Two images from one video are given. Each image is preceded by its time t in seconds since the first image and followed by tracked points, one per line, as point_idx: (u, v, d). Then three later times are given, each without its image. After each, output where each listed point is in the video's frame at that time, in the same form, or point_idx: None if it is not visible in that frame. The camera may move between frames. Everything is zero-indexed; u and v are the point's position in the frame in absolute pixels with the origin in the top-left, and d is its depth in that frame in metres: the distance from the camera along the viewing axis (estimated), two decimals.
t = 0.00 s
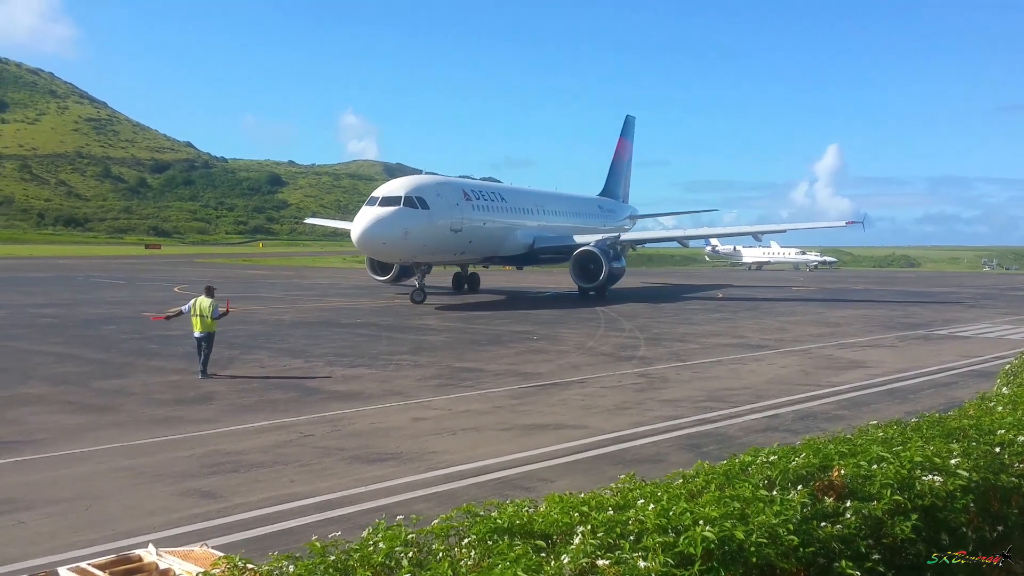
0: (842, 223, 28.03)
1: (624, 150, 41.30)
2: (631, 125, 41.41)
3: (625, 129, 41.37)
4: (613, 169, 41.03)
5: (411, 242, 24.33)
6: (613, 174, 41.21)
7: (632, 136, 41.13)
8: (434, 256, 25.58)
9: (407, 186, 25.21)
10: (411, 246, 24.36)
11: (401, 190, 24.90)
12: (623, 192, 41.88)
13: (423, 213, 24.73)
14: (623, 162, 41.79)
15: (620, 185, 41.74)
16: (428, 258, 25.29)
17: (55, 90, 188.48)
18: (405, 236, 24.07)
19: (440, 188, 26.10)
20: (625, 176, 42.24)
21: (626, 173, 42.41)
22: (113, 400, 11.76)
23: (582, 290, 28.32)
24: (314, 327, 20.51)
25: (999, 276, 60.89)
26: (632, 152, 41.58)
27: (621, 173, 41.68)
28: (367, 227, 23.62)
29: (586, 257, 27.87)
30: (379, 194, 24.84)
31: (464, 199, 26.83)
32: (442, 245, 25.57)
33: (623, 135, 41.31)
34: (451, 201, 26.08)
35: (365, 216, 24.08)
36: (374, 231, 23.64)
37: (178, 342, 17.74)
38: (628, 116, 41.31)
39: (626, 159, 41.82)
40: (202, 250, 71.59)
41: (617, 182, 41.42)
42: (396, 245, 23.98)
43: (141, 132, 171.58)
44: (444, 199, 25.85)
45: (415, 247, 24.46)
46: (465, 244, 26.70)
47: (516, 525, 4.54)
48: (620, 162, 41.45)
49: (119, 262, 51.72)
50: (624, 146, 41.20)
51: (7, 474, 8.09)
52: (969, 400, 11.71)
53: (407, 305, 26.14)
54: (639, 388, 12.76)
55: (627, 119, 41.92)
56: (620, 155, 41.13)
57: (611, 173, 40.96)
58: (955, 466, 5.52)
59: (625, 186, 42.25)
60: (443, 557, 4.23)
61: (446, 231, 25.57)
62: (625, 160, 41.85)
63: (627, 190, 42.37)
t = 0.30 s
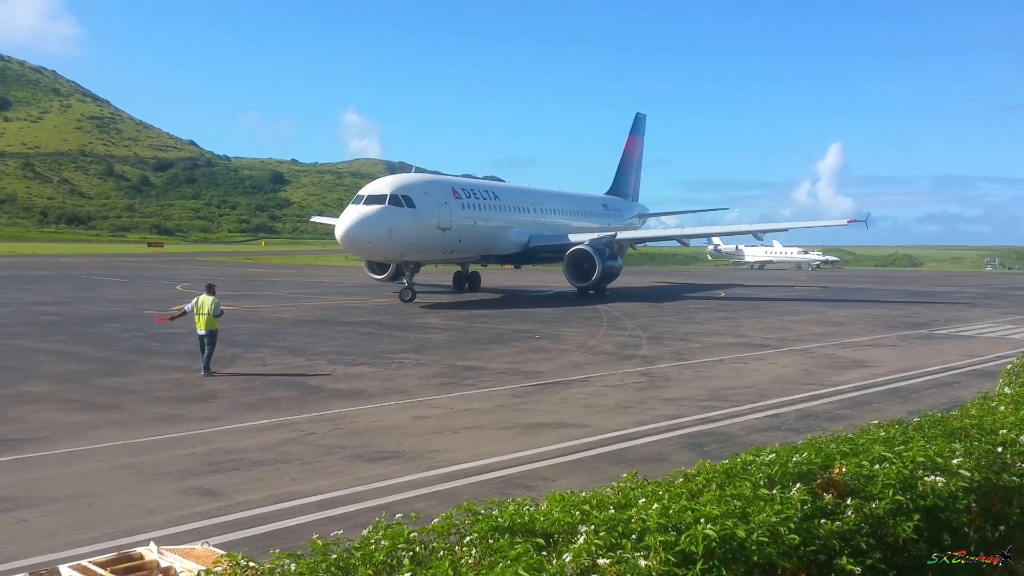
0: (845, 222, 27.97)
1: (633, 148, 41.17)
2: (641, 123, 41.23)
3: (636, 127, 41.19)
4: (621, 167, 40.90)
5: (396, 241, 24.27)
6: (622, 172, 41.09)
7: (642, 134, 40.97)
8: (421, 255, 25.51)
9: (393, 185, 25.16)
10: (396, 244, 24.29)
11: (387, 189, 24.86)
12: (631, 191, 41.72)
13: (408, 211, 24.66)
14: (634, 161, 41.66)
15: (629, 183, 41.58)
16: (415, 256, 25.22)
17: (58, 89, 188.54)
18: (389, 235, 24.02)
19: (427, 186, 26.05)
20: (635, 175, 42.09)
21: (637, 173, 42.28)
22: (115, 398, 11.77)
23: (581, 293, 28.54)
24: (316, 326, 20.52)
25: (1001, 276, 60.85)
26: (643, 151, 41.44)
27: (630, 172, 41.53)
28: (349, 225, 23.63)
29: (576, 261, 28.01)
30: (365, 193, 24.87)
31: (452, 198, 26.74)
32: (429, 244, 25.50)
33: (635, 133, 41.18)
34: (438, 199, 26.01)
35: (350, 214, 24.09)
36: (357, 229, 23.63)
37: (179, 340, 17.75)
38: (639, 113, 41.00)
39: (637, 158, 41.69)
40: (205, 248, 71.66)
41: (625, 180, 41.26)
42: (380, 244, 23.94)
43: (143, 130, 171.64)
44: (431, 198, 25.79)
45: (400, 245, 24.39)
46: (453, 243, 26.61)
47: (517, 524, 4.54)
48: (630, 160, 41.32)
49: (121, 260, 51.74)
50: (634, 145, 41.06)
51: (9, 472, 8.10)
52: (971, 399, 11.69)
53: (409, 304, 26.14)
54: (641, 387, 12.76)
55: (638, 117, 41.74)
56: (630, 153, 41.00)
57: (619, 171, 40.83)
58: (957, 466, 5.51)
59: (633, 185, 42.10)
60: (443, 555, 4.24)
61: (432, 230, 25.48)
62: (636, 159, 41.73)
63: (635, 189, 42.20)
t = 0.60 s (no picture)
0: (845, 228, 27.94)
1: (643, 152, 41.09)
2: (652, 127, 41.12)
3: (647, 131, 41.08)
4: (630, 171, 40.82)
5: (379, 243, 24.28)
6: (631, 176, 41.01)
7: (652, 138, 40.86)
8: (406, 258, 25.49)
9: (378, 188, 25.20)
10: (378, 247, 24.32)
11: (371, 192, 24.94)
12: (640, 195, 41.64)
13: (392, 214, 24.65)
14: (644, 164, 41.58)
15: (638, 187, 41.50)
16: (399, 259, 25.20)
17: (60, 90, 188.88)
18: (371, 237, 24.05)
19: (413, 189, 26.04)
20: (644, 179, 42.00)
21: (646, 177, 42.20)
22: (115, 400, 11.78)
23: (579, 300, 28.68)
24: (316, 328, 20.53)
25: (1001, 282, 60.84)
26: (652, 155, 41.34)
27: (639, 175, 41.45)
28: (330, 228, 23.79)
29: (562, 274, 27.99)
30: (350, 195, 24.99)
31: (440, 201, 26.68)
32: (414, 247, 25.46)
33: (645, 137, 41.10)
34: (424, 202, 25.96)
35: (333, 217, 24.25)
36: (337, 232, 23.80)
37: (180, 342, 17.78)
38: (648, 117, 40.86)
39: (647, 161, 41.59)
40: (205, 250, 71.70)
41: (633, 184, 41.18)
42: (361, 246, 24.01)
43: (144, 132, 171.75)
44: (417, 200, 25.74)
45: (383, 249, 24.39)
46: (441, 246, 26.54)
47: (516, 528, 4.55)
48: (640, 164, 41.24)
49: (122, 262, 51.79)
50: (644, 148, 40.98)
51: (9, 472, 8.11)
52: (970, 406, 11.70)
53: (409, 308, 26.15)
54: (641, 392, 12.77)
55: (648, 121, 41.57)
56: (640, 157, 40.92)
57: (627, 175, 40.75)
58: (956, 472, 5.51)
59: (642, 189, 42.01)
60: (443, 558, 4.24)
61: (417, 233, 25.44)
62: (645, 163, 41.64)
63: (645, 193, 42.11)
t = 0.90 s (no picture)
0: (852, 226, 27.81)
1: (659, 150, 40.81)
2: (666, 125, 40.85)
3: (662, 129, 40.81)
4: (644, 169, 40.57)
5: (365, 243, 24.28)
6: (645, 174, 40.74)
7: (667, 136, 40.58)
8: (395, 258, 25.46)
9: (366, 187, 25.20)
10: (364, 246, 24.31)
11: (358, 191, 24.96)
12: (654, 193, 41.37)
13: (379, 213, 24.62)
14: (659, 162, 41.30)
15: (651, 186, 41.25)
16: (387, 259, 25.18)
17: (66, 90, 189.48)
18: (356, 237, 24.07)
19: (402, 189, 26.01)
20: (659, 177, 41.72)
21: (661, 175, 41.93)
22: (121, 398, 11.79)
23: (581, 299, 28.68)
24: (322, 328, 20.54)
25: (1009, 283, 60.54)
26: (668, 153, 41.03)
27: (654, 174, 41.17)
28: (316, 228, 23.90)
29: (556, 276, 27.88)
30: (338, 195, 25.07)
31: (430, 200, 26.59)
32: (403, 246, 25.41)
33: (660, 135, 40.85)
34: (413, 202, 25.89)
35: (320, 216, 24.37)
36: (322, 231, 23.88)
37: (187, 341, 17.81)
38: (663, 114, 40.59)
39: (662, 160, 41.32)
40: (211, 250, 71.78)
41: (646, 183, 40.95)
42: (347, 246, 24.04)
43: (151, 132, 172.09)
44: (405, 200, 25.69)
45: (369, 248, 24.38)
46: (431, 245, 26.47)
47: (522, 526, 4.53)
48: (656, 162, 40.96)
49: (129, 262, 51.94)
50: (659, 146, 40.70)
51: (16, 470, 8.13)
52: (978, 406, 11.64)
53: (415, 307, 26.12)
54: (647, 391, 12.74)
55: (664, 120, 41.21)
56: (656, 155, 40.65)
57: (641, 173, 40.51)
58: (966, 472, 5.47)
59: (657, 188, 41.74)
60: (449, 557, 4.23)
61: (406, 232, 25.38)
62: (661, 161, 41.36)
63: (659, 192, 41.84)
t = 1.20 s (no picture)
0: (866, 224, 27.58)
1: (681, 148, 40.48)
2: (686, 124, 40.48)
3: (682, 127, 40.47)
4: (663, 168, 40.29)
5: (357, 242, 24.35)
6: (665, 173, 40.44)
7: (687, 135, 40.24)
8: (390, 256, 25.50)
9: (361, 186, 25.23)
10: (357, 245, 24.38)
11: (352, 190, 25.01)
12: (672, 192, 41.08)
13: (372, 212, 24.64)
14: (681, 160, 40.98)
15: (671, 184, 40.96)
16: (381, 257, 25.23)
17: (79, 90, 190.60)
18: (348, 236, 24.15)
19: (398, 186, 25.97)
20: (679, 176, 41.40)
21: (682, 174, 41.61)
22: (133, 397, 11.88)
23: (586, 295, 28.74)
24: (332, 327, 20.61)
25: None
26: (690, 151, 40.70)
27: (675, 172, 40.85)
28: (307, 226, 24.09)
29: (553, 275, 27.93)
30: (333, 193, 25.18)
31: (426, 199, 26.53)
32: (398, 245, 25.41)
33: (681, 133, 40.52)
34: (409, 200, 25.85)
35: (313, 214, 24.51)
36: (313, 230, 24.02)
37: (198, 340, 17.92)
38: (683, 112, 40.23)
39: (683, 158, 40.99)
40: (223, 249, 72.08)
41: (666, 181, 40.67)
42: (338, 245, 24.14)
43: (163, 132, 172.76)
44: (400, 198, 25.65)
45: (362, 247, 24.45)
46: (428, 243, 26.45)
47: (533, 526, 4.55)
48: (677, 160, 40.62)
49: (141, 261, 52.23)
50: (680, 144, 40.35)
51: (29, 469, 8.20)
52: (992, 405, 11.56)
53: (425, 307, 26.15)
54: (658, 391, 12.73)
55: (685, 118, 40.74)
56: (676, 154, 40.33)
57: (660, 171, 40.23)
58: (978, 472, 5.47)
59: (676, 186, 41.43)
60: (459, 556, 4.26)
61: (400, 231, 25.37)
62: (682, 160, 41.03)
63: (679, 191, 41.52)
